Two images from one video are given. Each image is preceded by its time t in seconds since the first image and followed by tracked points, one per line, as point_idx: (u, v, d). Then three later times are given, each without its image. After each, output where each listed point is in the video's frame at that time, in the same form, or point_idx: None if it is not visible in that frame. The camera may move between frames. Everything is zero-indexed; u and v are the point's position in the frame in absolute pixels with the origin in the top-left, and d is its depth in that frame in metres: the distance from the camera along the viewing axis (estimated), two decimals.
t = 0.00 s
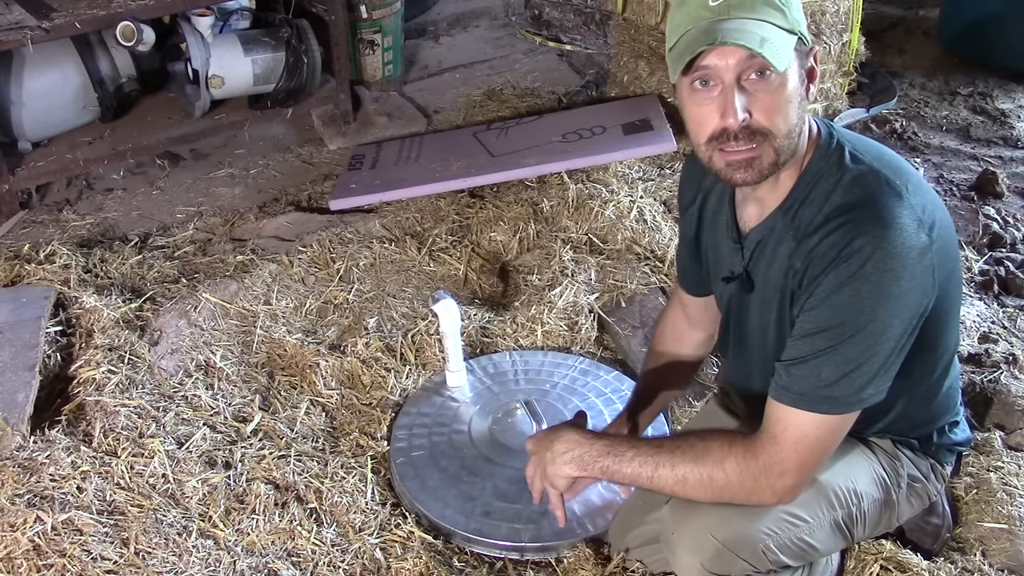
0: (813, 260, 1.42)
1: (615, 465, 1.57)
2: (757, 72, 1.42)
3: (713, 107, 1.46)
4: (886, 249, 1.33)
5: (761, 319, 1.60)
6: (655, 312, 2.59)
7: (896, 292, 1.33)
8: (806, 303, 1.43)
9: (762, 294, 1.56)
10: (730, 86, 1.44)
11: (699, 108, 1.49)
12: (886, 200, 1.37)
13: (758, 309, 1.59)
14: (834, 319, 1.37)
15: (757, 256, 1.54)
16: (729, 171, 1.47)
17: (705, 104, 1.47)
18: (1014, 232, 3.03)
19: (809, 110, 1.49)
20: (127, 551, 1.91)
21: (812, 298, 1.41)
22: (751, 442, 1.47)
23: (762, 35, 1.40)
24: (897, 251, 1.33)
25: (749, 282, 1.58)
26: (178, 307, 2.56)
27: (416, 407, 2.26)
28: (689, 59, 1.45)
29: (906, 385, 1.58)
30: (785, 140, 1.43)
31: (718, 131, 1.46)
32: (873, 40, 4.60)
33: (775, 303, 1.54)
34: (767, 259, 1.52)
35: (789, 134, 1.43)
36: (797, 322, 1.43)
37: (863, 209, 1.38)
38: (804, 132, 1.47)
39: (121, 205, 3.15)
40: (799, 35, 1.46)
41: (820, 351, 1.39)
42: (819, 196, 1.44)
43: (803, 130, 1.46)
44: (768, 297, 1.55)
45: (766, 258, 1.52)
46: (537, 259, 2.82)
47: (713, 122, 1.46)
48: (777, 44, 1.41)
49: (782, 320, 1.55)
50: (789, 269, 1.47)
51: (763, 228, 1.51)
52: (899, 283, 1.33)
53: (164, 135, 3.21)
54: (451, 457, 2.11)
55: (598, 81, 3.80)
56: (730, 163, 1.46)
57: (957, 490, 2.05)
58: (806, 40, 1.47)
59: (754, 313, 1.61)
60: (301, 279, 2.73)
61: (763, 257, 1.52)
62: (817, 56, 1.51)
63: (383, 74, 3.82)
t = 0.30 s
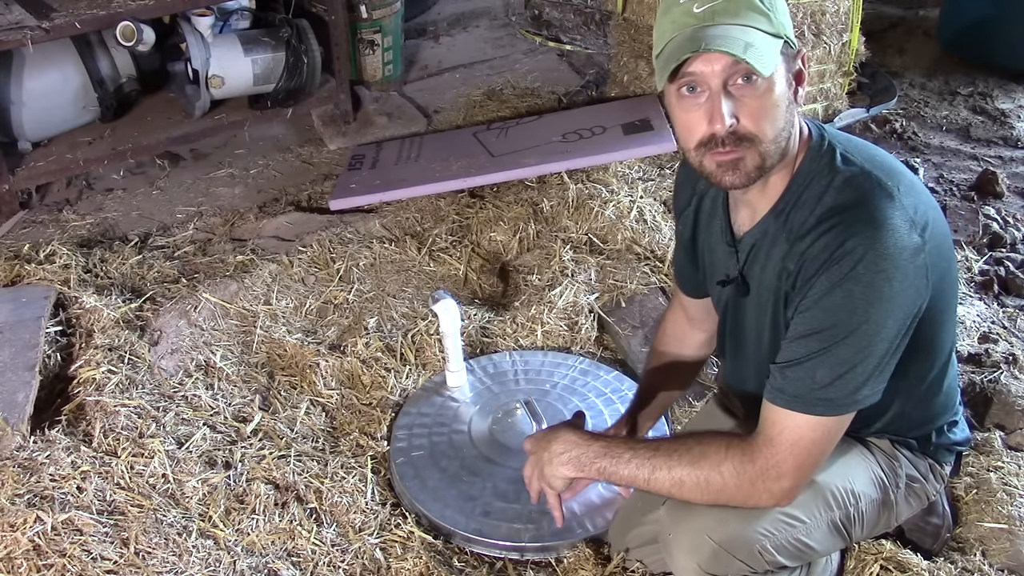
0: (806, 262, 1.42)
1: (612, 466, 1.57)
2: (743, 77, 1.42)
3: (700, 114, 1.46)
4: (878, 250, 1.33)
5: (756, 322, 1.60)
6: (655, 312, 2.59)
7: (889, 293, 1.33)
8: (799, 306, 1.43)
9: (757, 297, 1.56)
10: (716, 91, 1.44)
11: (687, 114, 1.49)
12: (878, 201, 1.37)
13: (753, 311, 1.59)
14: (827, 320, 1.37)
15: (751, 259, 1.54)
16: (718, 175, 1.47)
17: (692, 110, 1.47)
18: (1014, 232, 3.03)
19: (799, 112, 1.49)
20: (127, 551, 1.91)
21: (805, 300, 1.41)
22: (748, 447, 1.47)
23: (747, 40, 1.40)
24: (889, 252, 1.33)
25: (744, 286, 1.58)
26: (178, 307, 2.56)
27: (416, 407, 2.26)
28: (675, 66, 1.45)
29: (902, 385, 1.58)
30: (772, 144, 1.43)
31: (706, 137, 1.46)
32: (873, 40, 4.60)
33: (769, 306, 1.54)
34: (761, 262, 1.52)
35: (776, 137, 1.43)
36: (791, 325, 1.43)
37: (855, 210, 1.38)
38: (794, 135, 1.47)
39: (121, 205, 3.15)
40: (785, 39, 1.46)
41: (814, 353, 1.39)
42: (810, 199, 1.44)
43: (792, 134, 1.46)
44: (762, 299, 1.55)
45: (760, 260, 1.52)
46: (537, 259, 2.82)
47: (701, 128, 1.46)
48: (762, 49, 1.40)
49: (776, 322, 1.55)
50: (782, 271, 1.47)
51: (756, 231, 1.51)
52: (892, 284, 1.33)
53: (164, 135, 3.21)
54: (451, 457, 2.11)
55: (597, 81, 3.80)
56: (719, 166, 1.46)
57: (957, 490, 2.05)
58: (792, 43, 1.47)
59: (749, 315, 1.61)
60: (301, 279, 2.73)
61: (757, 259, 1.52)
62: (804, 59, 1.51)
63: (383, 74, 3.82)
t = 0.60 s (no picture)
0: (803, 263, 1.42)
1: (612, 465, 1.57)
2: (736, 81, 1.42)
3: (694, 118, 1.46)
4: (874, 251, 1.33)
5: (754, 323, 1.59)
6: (655, 312, 2.59)
7: (886, 293, 1.33)
8: (796, 307, 1.43)
9: (755, 299, 1.56)
10: (709, 95, 1.44)
11: (680, 119, 1.49)
12: (874, 201, 1.37)
13: (751, 313, 1.59)
14: (824, 321, 1.37)
15: (748, 261, 1.54)
16: (714, 180, 1.47)
17: (686, 114, 1.48)
18: (1014, 232, 3.03)
19: (794, 114, 1.49)
20: (127, 551, 1.91)
21: (802, 302, 1.41)
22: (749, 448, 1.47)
23: (738, 43, 1.40)
24: (886, 252, 1.33)
25: (742, 288, 1.58)
26: (178, 307, 2.56)
27: (416, 407, 2.26)
28: (667, 70, 1.46)
29: (900, 386, 1.58)
30: (766, 147, 1.43)
31: (700, 141, 1.46)
32: (873, 40, 4.60)
33: (767, 308, 1.54)
34: (758, 264, 1.51)
35: (771, 139, 1.43)
36: (788, 327, 1.43)
37: (851, 211, 1.38)
38: (789, 137, 1.47)
39: (121, 205, 3.15)
40: (778, 41, 1.45)
41: (811, 354, 1.39)
42: (807, 200, 1.44)
43: (787, 136, 1.46)
44: (759, 301, 1.55)
45: (758, 262, 1.52)
46: (537, 259, 2.82)
47: (695, 132, 1.47)
48: (753, 52, 1.40)
49: (774, 324, 1.54)
50: (779, 273, 1.47)
51: (753, 234, 1.51)
52: (888, 284, 1.33)
53: (164, 135, 3.21)
54: (451, 457, 2.11)
55: (598, 81, 3.80)
56: (715, 171, 1.46)
57: (957, 490, 2.04)
58: (786, 45, 1.47)
59: (747, 317, 1.61)
60: (301, 279, 2.73)
61: (754, 261, 1.52)
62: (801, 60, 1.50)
63: (383, 74, 3.82)
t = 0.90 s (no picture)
0: (804, 265, 1.42)
1: (613, 463, 1.57)
2: (745, 80, 1.42)
3: (701, 116, 1.46)
4: (875, 254, 1.33)
5: (755, 324, 1.59)
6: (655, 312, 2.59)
7: (886, 297, 1.33)
8: (796, 309, 1.43)
9: (755, 299, 1.56)
10: (717, 94, 1.44)
11: (687, 117, 1.49)
12: (875, 204, 1.37)
13: (751, 314, 1.59)
14: (825, 323, 1.37)
15: (749, 261, 1.54)
16: (719, 180, 1.47)
17: (693, 112, 1.47)
18: (1014, 232, 3.03)
19: (800, 115, 1.49)
20: (127, 551, 1.91)
21: (803, 304, 1.41)
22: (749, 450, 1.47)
23: (748, 43, 1.40)
24: (887, 256, 1.33)
25: (742, 288, 1.58)
26: (178, 307, 2.56)
27: (416, 407, 2.26)
28: (676, 68, 1.46)
29: (900, 389, 1.58)
30: (773, 148, 1.43)
31: (706, 140, 1.46)
32: (873, 40, 4.60)
33: (768, 309, 1.53)
34: (759, 264, 1.51)
35: (777, 140, 1.43)
36: (789, 328, 1.43)
37: (853, 213, 1.38)
38: (795, 139, 1.46)
39: (121, 205, 3.15)
40: (789, 42, 1.46)
41: (811, 357, 1.39)
42: (809, 201, 1.44)
43: (794, 137, 1.46)
44: (760, 302, 1.55)
45: (759, 263, 1.52)
46: (537, 259, 2.82)
47: (701, 131, 1.46)
48: (763, 52, 1.40)
49: (775, 325, 1.54)
50: (779, 274, 1.47)
51: (754, 234, 1.51)
52: (889, 288, 1.33)
53: (164, 135, 3.21)
54: (451, 457, 2.11)
55: (598, 81, 3.80)
56: (719, 172, 1.46)
57: (957, 490, 2.04)
58: (796, 46, 1.47)
59: (747, 317, 1.61)
60: (301, 279, 2.73)
61: (755, 262, 1.52)
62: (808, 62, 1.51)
63: (383, 74, 3.82)
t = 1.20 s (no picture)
0: (805, 267, 1.42)
1: (614, 463, 1.57)
2: (749, 84, 1.42)
3: (705, 120, 1.46)
4: (876, 257, 1.33)
5: (756, 326, 1.59)
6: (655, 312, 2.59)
7: (887, 300, 1.33)
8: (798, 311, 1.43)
9: (756, 301, 1.56)
10: (721, 98, 1.44)
11: (690, 121, 1.49)
12: (876, 206, 1.37)
13: (752, 315, 1.59)
14: (826, 325, 1.37)
15: (750, 263, 1.54)
16: (722, 184, 1.47)
17: (697, 116, 1.47)
18: (1015, 232, 3.03)
19: (803, 118, 1.49)
20: (127, 551, 1.91)
21: (804, 306, 1.41)
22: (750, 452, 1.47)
23: (752, 47, 1.40)
24: (888, 258, 1.33)
25: (743, 290, 1.58)
26: (178, 307, 2.56)
27: (416, 407, 2.26)
28: (680, 72, 1.45)
29: (900, 390, 1.58)
30: (777, 151, 1.43)
31: (710, 144, 1.46)
32: (873, 40, 4.60)
33: (769, 310, 1.53)
34: (760, 266, 1.52)
35: (781, 144, 1.43)
36: (790, 331, 1.43)
37: (854, 215, 1.38)
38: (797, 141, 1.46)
39: (121, 205, 3.15)
40: (791, 45, 1.46)
41: (812, 359, 1.39)
42: (811, 203, 1.44)
43: (797, 139, 1.46)
44: (761, 304, 1.55)
45: (760, 265, 1.52)
46: (537, 259, 2.82)
47: (705, 134, 1.46)
48: (768, 56, 1.40)
49: (776, 326, 1.54)
50: (781, 276, 1.47)
51: (755, 236, 1.51)
52: (890, 290, 1.33)
53: (164, 135, 3.21)
54: (451, 457, 2.11)
55: (598, 81, 3.80)
56: (723, 175, 1.46)
57: (957, 490, 2.04)
58: (798, 49, 1.47)
59: (748, 319, 1.61)
60: (301, 279, 2.73)
61: (756, 264, 1.52)
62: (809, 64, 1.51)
63: (383, 74, 3.82)
